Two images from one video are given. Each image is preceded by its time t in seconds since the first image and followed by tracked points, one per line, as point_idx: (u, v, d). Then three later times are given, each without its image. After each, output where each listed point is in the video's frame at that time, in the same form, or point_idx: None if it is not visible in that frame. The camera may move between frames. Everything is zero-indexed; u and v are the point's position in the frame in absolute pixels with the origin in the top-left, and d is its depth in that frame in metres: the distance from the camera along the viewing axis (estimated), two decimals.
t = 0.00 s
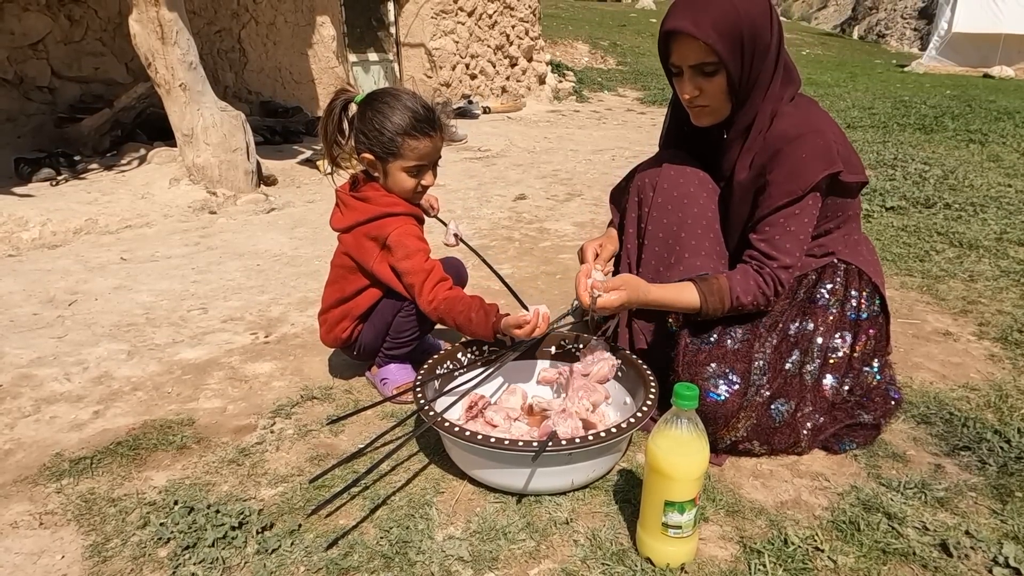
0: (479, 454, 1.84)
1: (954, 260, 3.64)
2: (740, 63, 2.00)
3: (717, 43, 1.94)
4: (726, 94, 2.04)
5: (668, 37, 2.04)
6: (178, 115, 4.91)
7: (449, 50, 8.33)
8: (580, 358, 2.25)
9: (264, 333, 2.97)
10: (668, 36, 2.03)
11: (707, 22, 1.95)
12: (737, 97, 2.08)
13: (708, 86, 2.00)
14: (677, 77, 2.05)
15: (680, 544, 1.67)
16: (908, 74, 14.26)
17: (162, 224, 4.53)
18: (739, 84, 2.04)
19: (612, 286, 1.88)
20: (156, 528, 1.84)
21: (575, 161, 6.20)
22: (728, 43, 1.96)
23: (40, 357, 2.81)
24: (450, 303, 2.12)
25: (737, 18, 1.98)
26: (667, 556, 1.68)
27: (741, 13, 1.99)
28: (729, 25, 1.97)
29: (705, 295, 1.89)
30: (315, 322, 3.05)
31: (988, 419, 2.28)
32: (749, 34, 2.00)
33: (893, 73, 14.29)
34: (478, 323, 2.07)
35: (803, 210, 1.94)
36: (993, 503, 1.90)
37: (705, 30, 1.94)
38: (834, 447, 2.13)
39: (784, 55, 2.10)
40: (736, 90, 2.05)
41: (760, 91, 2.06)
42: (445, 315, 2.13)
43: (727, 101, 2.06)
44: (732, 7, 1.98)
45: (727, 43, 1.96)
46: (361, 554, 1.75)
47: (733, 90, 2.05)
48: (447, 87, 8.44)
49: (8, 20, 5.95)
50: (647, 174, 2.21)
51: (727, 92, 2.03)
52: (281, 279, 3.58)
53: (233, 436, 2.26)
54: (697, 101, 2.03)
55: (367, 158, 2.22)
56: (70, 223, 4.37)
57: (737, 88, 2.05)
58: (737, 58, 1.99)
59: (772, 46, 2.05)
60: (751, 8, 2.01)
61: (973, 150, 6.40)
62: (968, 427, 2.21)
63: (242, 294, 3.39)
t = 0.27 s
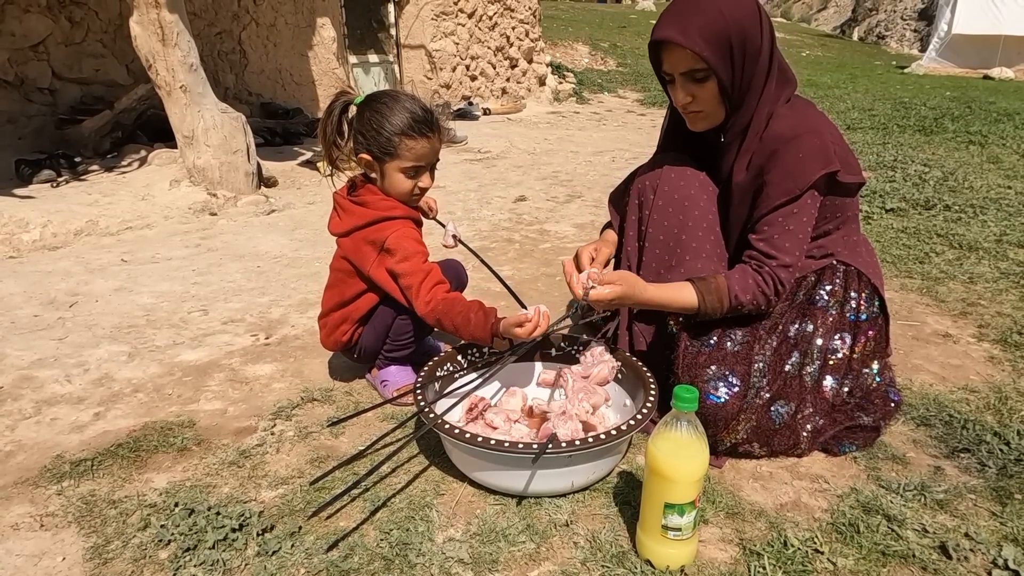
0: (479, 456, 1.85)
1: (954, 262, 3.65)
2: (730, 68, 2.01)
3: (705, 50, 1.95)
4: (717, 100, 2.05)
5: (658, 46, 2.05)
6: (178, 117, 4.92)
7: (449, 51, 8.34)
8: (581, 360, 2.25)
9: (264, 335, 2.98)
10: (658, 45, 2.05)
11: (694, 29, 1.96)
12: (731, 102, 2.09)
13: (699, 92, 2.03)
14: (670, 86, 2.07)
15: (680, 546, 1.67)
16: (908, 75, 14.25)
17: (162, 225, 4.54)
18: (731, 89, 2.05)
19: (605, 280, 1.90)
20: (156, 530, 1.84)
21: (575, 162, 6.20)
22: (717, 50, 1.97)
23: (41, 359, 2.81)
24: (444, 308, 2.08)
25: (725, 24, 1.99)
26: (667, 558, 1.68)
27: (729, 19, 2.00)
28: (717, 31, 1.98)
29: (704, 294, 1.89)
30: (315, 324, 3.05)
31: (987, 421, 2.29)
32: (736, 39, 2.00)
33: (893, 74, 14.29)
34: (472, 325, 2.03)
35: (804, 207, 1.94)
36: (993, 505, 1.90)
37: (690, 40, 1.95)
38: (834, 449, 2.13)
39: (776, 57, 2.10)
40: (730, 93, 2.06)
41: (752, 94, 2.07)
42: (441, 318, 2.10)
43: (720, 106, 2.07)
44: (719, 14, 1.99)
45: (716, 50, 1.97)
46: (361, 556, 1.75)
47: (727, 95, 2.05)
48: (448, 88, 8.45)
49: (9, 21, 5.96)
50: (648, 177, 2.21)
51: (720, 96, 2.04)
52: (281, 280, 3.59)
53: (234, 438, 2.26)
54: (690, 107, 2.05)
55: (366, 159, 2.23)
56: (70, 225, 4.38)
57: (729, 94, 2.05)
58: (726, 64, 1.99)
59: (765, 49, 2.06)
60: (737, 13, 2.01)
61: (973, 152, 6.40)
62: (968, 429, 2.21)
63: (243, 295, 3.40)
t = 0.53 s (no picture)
0: (479, 458, 1.85)
1: (954, 264, 3.65)
2: (715, 74, 2.01)
3: (688, 57, 1.95)
4: (705, 106, 2.04)
5: (641, 57, 2.05)
6: (179, 118, 4.92)
7: (450, 52, 8.35)
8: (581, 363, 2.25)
9: (264, 336, 2.98)
10: (640, 57, 2.04)
11: (674, 39, 1.96)
12: (720, 107, 2.08)
13: (686, 99, 2.02)
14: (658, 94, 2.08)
15: (680, 548, 1.67)
16: (908, 77, 14.26)
17: (162, 227, 4.54)
18: (718, 95, 2.04)
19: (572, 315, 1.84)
20: (156, 531, 1.84)
21: (575, 163, 6.20)
22: (699, 58, 1.97)
23: (41, 360, 2.82)
24: (444, 311, 2.08)
25: (705, 31, 1.98)
26: (667, 560, 1.68)
27: (709, 26, 1.98)
28: (698, 39, 1.97)
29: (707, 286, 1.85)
30: (315, 325, 3.06)
31: (987, 423, 2.29)
32: (720, 44, 2.00)
33: (892, 75, 14.30)
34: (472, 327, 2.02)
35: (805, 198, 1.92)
36: (993, 507, 1.90)
37: (669, 49, 1.95)
38: (834, 451, 2.13)
39: (762, 59, 2.09)
40: (717, 99, 2.05)
41: (741, 97, 2.06)
42: (440, 320, 2.10)
43: (710, 112, 2.07)
44: (698, 21, 1.98)
45: (698, 58, 1.96)
46: (361, 558, 1.75)
47: (715, 100, 2.05)
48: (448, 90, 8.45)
49: (9, 23, 5.97)
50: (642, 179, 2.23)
51: (708, 102, 2.04)
52: (281, 282, 3.59)
53: (234, 440, 2.26)
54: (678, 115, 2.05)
55: (366, 161, 2.23)
56: (71, 226, 4.38)
57: (718, 99, 2.05)
58: (710, 70, 1.99)
59: (751, 51, 2.05)
60: (719, 17, 2.01)
61: (973, 153, 6.41)
62: (968, 431, 2.21)
63: (243, 297, 3.40)
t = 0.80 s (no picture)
0: (480, 459, 1.85)
1: (954, 265, 3.65)
2: (693, 85, 2.02)
3: (665, 69, 1.96)
4: (685, 115, 2.06)
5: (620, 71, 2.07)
6: (180, 119, 4.93)
7: (450, 54, 8.35)
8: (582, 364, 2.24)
9: (265, 338, 2.98)
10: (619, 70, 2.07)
11: (651, 52, 1.97)
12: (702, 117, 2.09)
13: (666, 110, 2.04)
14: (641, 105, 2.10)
15: (680, 550, 1.67)
16: (908, 78, 14.27)
17: (163, 228, 4.54)
18: (699, 106, 2.05)
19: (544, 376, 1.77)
20: (157, 533, 1.84)
21: (576, 165, 6.21)
22: (676, 69, 1.98)
23: (42, 361, 2.82)
24: (442, 312, 2.08)
25: (681, 42, 1.99)
26: (668, 561, 1.68)
27: (685, 37, 1.99)
28: (674, 51, 1.98)
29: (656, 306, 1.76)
30: (316, 327, 3.06)
31: (988, 424, 2.29)
32: (698, 55, 2.00)
33: (892, 77, 14.32)
34: (471, 327, 2.01)
35: (774, 197, 1.86)
36: (993, 509, 1.91)
37: (646, 60, 1.96)
38: (835, 452, 2.13)
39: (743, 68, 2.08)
40: (698, 109, 2.06)
41: (722, 107, 2.06)
42: (437, 321, 2.09)
43: (691, 121, 2.07)
44: (674, 33, 1.99)
45: (675, 70, 1.98)
46: (362, 560, 1.75)
47: (695, 111, 2.06)
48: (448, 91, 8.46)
49: (10, 24, 5.97)
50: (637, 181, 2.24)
51: (688, 113, 2.05)
52: (282, 283, 3.59)
53: (235, 441, 2.26)
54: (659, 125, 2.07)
55: (365, 163, 2.23)
56: (72, 228, 4.38)
57: (698, 109, 2.05)
58: (688, 81, 2.00)
59: (730, 61, 2.06)
60: (696, 28, 2.01)
61: (973, 154, 6.41)
62: (968, 433, 2.21)
63: (244, 298, 3.40)
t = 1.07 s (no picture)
0: (478, 462, 1.85)
1: (953, 267, 3.65)
2: (669, 98, 2.03)
3: (639, 84, 1.98)
4: (662, 127, 2.08)
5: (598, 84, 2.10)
6: (180, 121, 4.93)
7: (450, 55, 8.36)
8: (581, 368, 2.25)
9: (264, 339, 2.98)
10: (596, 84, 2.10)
11: (624, 67, 2.00)
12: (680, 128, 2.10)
13: (644, 122, 2.07)
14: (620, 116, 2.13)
15: (678, 552, 1.68)
16: (909, 79, 14.27)
17: (163, 229, 4.55)
18: (676, 117, 2.06)
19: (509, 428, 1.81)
20: (156, 535, 1.84)
21: (576, 166, 6.21)
22: (650, 82, 1.99)
23: (42, 363, 2.82)
24: (438, 312, 2.07)
25: (656, 56, 2.00)
26: (666, 563, 1.68)
27: (660, 50, 2.00)
28: (648, 64, 1.99)
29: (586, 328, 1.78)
30: (315, 328, 3.06)
31: (986, 427, 2.29)
32: (671, 68, 2.01)
33: (892, 78, 14.31)
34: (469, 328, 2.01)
35: (716, 200, 1.85)
36: (991, 511, 1.91)
37: (619, 76, 1.99)
38: (833, 455, 2.14)
39: (719, 77, 2.07)
40: (676, 121, 2.07)
41: (698, 117, 2.06)
42: (434, 323, 2.09)
43: (668, 132, 2.09)
44: (649, 47, 2.00)
45: (649, 83, 1.99)
46: (360, 562, 1.75)
47: (672, 122, 2.07)
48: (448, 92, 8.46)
49: (11, 26, 5.98)
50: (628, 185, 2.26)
51: (666, 125, 2.07)
52: (282, 284, 3.59)
53: (234, 443, 2.27)
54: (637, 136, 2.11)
55: (363, 165, 2.23)
56: (71, 229, 4.38)
57: (675, 120, 2.07)
58: (663, 94, 2.02)
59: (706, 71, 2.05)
60: (668, 41, 2.02)
61: (973, 156, 6.41)
62: (967, 435, 2.21)
63: (243, 300, 3.41)
